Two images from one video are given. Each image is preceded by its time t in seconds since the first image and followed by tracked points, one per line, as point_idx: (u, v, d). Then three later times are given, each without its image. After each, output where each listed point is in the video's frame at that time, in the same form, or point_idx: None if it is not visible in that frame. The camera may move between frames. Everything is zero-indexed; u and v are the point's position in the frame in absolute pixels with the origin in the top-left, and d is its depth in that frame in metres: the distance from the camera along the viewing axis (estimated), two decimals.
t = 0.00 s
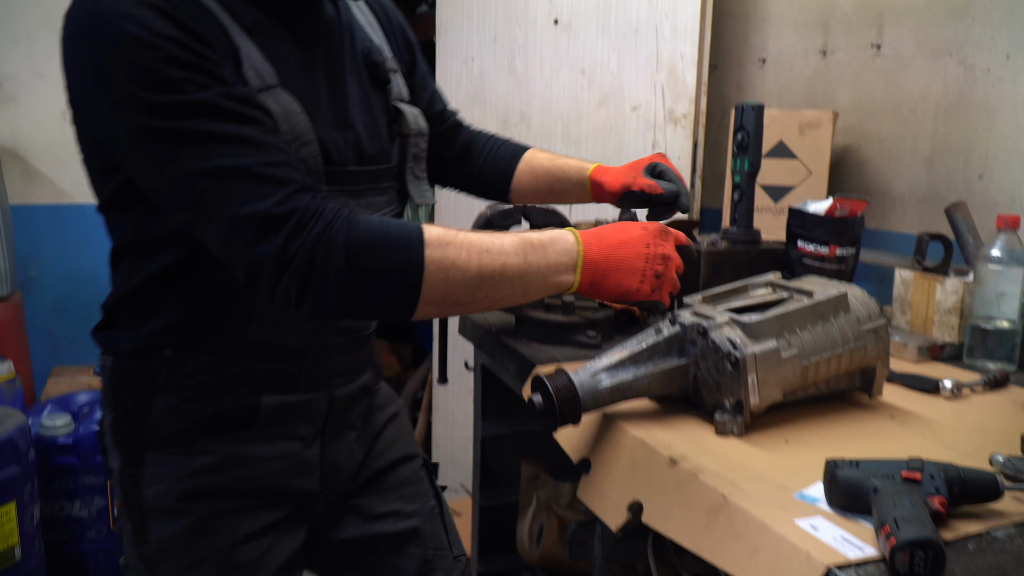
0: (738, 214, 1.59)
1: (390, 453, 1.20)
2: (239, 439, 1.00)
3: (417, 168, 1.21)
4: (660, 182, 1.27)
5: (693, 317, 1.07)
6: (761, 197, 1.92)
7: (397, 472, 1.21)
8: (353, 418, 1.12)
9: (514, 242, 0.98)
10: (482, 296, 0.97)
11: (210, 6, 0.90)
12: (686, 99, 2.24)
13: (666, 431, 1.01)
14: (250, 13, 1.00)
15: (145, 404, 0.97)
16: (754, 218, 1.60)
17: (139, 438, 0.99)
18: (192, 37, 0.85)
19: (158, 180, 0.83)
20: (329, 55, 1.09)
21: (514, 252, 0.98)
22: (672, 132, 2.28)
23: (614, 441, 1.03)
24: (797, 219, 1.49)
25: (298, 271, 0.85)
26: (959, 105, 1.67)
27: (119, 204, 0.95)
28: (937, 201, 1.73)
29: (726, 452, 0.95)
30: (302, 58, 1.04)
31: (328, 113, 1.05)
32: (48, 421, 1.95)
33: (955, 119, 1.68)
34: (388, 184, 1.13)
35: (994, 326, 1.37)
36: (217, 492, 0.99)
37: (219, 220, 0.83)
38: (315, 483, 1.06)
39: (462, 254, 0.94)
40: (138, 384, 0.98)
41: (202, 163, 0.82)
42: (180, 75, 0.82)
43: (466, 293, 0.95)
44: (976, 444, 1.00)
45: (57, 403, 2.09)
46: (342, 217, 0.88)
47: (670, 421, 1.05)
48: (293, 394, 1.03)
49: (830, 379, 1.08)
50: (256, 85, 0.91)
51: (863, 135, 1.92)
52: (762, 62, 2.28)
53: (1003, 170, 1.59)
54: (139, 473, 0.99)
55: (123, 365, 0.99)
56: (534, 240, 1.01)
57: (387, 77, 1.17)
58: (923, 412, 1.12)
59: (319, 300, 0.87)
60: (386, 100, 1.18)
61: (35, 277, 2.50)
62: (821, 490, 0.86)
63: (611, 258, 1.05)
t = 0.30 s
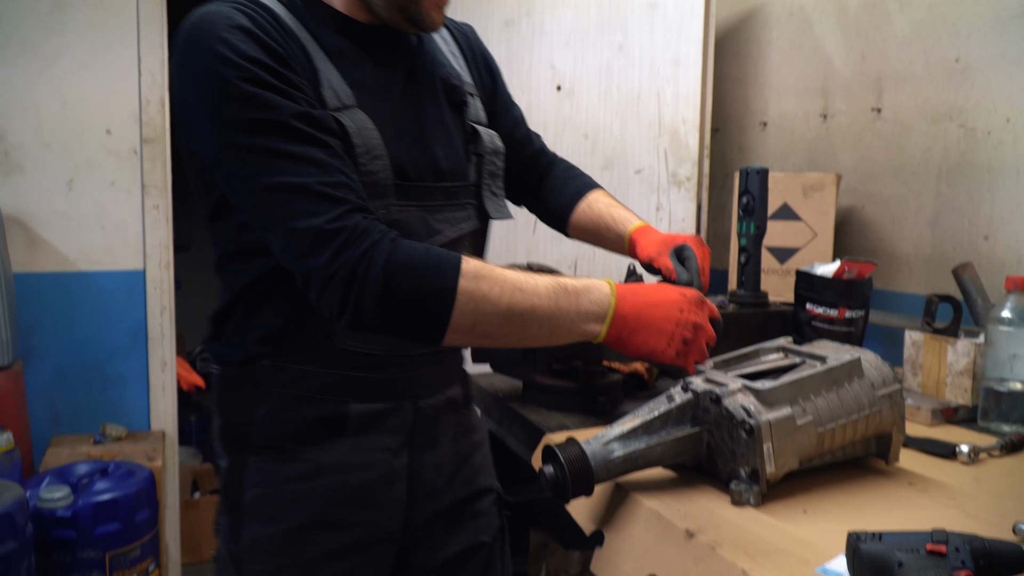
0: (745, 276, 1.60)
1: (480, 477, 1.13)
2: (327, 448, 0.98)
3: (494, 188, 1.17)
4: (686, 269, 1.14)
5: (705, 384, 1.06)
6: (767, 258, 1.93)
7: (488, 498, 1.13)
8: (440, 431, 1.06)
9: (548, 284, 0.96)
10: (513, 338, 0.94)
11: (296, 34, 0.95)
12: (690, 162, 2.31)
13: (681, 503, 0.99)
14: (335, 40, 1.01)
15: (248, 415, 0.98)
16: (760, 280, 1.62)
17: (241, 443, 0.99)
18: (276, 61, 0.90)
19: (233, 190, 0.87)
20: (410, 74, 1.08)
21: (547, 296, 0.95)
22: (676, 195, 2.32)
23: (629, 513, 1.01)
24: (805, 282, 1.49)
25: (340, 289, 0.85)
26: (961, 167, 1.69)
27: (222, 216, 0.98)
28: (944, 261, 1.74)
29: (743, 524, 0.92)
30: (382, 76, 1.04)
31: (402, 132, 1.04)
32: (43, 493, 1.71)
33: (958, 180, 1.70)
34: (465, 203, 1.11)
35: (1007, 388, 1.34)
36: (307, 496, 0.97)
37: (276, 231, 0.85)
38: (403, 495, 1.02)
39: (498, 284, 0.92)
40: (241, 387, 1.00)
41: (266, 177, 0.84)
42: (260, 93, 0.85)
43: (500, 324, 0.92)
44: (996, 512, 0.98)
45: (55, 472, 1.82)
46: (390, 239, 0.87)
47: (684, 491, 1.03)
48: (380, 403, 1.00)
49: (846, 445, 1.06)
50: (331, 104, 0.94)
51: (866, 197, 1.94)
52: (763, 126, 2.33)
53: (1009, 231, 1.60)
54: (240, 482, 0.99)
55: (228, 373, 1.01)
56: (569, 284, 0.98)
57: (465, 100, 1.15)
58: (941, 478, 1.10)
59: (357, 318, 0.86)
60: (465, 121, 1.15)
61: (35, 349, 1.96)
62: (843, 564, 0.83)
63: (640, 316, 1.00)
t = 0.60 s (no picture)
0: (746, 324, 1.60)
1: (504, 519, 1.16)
2: (369, 480, 1.00)
3: (545, 237, 1.25)
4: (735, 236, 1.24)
5: (710, 435, 1.04)
6: (768, 304, 1.93)
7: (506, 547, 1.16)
8: (477, 470, 1.09)
9: (580, 328, 0.87)
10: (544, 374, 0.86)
11: (374, 86, 1.00)
12: (689, 210, 2.26)
13: (686, 557, 0.97)
14: (409, 95, 1.08)
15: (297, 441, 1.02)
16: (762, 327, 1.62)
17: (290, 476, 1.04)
18: (354, 108, 0.93)
19: (301, 228, 0.89)
20: (472, 127, 1.15)
21: (578, 337, 0.86)
22: (675, 241, 2.30)
23: (636, 566, 0.99)
24: (807, 329, 1.49)
25: (386, 325, 0.85)
26: (958, 213, 1.71)
27: (290, 250, 1.01)
28: (944, 307, 1.75)
29: None
30: (449, 129, 1.11)
31: (458, 179, 1.09)
32: (35, 548, 1.67)
33: (955, 226, 1.72)
34: (515, 251, 1.15)
35: (1012, 435, 1.32)
36: (348, 529, 0.99)
37: (334, 265, 0.86)
38: (439, 530, 1.04)
39: (531, 326, 0.85)
40: (293, 417, 1.02)
41: (328, 214, 0.86)
42: (334, 135, 0.88)
43: (535, 371, 0.85)
44: (1011, 565, 0.95)
45: (49, 527, 1.85)
46: (436, 279, 0.85)
47: (690, 545, 1.01)
48: (423, 438, 1.02)
49: (853, 496, 1.05)
50: (400, 149, 0.98)
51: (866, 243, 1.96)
52: (760, 172, 2.36)
53: (1008, 276, 1.61)
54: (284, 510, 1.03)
55: (281, 403, 1.05)
56: (600, 328, 0.88)
57: (519, 153, 1.20)
58: (952, 529, 1.08)
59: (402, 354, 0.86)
60: (517, 175, 1.21)
61: (31, 396, 2.26)
62: None
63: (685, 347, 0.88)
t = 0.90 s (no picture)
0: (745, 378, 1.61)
1: None
2: (377, 538, 1.00)
3: (557, 304, 1.25)
4: (737, 338, 1.20)
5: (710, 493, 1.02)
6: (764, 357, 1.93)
7: None
8: (485, 534, 1.07)
9: (558, 421, 0.92)
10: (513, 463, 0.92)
11: (404, 151, 1.04)
12: (684, 262, 2.29)
13: None
14: (436, 162, 1.11)
15: (312, 496, 1.04)
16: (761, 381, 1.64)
17: (301, 533, 1.07)
18: (382, 173, 0.98)
19: (312, 283, 0.96)
20: (493, 193, 1.17)
21: (554, 433, 0.91)
22: (671, 295, 2.33)
23: None
24: (805, 383, 1.48)
25: (378, 388, 0.91)
26: (952, 267, 1.73)
27: (302, 302, 1.05)
28: (942, 360, 1.75)
29: None
30: (471, 193, 1.13)
31: (476, 241, 1.10)
32: None
33: (950, 280, 1.73)
34: (528, 316, 1.16)
35: (1013, 491, 1.31)
36: None
37: (339, 325, 0.93)
38: None
39: (512, 413, 0.90)
40: (309, 471, 1.05)
41: (337, 278, 0.92)
42: (358, 201, 0.93)
43: (509, 452, 0.90)
44: None
45: None
46: (432, 352, 0.91)
47: None
48: (433, 498, 1.01)
49: (855, 556, 1.03)
50: (420, 214, 1.02)
51: (861, 296, 1.96)
52: (754, 226, 2.39)
53: (1004, 330, 1.62)
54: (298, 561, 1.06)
55: (298, 458, 1.07)
56: (578, 428, 0.93)
57: (540, 225, 1.21)
58: None
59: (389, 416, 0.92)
60: (537, 244, 1.21)
61: (21, 451, 2.24)
62: None
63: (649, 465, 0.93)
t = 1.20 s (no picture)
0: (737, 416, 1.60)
1: None
2: None
3: (549, 350, 1.23)
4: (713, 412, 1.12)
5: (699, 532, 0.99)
6: (757, 396, 1.93)
7: None
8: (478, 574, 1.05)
9: (535, 465, 0.93)
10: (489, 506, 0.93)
11: (399, 200, 1.05)
12: (677, 301, 2.32)
13: None
14: (432, 208, 1.11)
15: (304, 535, 1.04)
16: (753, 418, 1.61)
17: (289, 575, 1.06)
18: (375, 223, 0.99)
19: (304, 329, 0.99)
20: (488, 240, 1.16)
21: (532, 476, 0.92)
22: (664, 334, 2.34)
23: None
24: (796, 422, 1.49)
25: (361, 434, 0.92)
26: (943, 306, 1.74)
27: (298, 345, 1.07)
28: (934, 400, 1.76)
29: None
30: (464, 240, 1.13)
31: (468, 287, 1.10)
32: None
33: (941, 320, 1.75)
34: (523, 360, 1.16)
35: (1006, 531, 1.30)
36: None
37: (327, 370, 0.95)
38: None
39: (490, 456, 0.91)
40: (302, 511, 1.04)
41: (326, 326, 0.95)
42: (350, 253, 0.95)
43: (487, 496, 0.91)
44: None
45: None
46: (414, 399, 0.92)
47: None
48: (423, 538, 1.01)
49: None
50: (413, 259, 1.02)
51: (854, 335, 1.97)
52: (746, 265, 2.41)
53: (995, 369, 1.63)
54: None
55: (293, 495, 1.06)
56: (555, 470, 0.94)
57: (540, 271, 1.21)
58: None
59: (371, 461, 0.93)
60: (534, 290, 1.21)
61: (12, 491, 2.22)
62: None
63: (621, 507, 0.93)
